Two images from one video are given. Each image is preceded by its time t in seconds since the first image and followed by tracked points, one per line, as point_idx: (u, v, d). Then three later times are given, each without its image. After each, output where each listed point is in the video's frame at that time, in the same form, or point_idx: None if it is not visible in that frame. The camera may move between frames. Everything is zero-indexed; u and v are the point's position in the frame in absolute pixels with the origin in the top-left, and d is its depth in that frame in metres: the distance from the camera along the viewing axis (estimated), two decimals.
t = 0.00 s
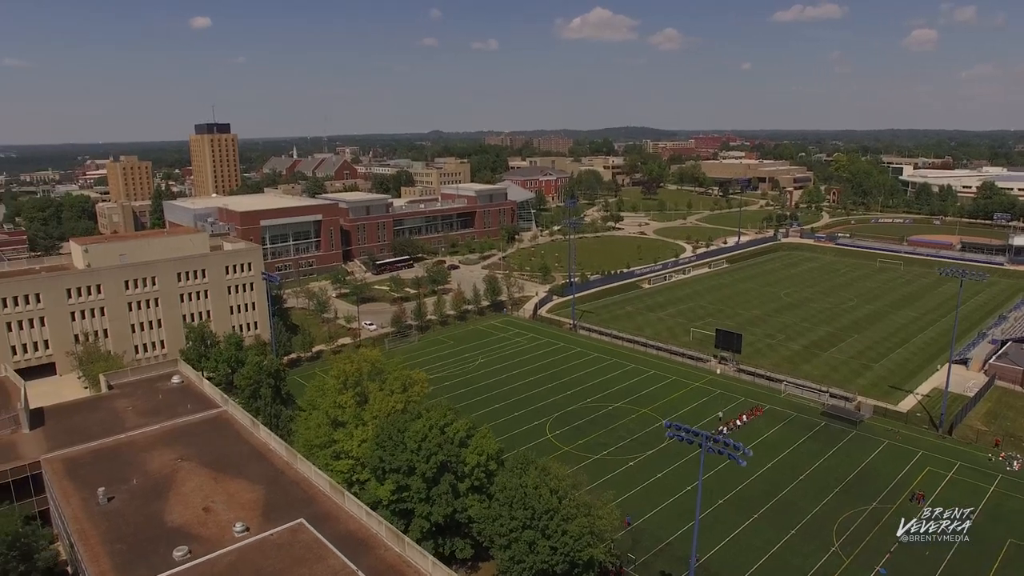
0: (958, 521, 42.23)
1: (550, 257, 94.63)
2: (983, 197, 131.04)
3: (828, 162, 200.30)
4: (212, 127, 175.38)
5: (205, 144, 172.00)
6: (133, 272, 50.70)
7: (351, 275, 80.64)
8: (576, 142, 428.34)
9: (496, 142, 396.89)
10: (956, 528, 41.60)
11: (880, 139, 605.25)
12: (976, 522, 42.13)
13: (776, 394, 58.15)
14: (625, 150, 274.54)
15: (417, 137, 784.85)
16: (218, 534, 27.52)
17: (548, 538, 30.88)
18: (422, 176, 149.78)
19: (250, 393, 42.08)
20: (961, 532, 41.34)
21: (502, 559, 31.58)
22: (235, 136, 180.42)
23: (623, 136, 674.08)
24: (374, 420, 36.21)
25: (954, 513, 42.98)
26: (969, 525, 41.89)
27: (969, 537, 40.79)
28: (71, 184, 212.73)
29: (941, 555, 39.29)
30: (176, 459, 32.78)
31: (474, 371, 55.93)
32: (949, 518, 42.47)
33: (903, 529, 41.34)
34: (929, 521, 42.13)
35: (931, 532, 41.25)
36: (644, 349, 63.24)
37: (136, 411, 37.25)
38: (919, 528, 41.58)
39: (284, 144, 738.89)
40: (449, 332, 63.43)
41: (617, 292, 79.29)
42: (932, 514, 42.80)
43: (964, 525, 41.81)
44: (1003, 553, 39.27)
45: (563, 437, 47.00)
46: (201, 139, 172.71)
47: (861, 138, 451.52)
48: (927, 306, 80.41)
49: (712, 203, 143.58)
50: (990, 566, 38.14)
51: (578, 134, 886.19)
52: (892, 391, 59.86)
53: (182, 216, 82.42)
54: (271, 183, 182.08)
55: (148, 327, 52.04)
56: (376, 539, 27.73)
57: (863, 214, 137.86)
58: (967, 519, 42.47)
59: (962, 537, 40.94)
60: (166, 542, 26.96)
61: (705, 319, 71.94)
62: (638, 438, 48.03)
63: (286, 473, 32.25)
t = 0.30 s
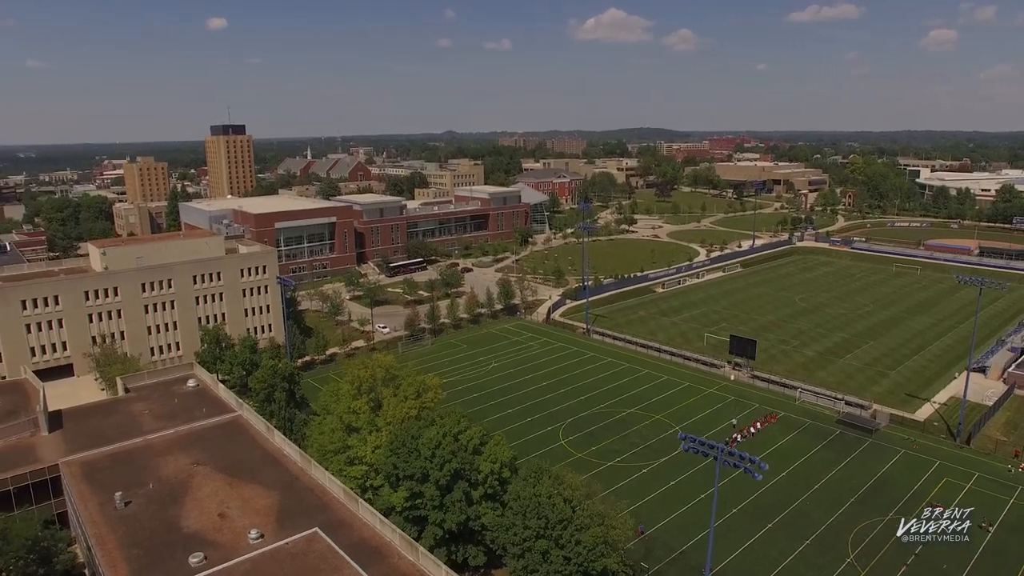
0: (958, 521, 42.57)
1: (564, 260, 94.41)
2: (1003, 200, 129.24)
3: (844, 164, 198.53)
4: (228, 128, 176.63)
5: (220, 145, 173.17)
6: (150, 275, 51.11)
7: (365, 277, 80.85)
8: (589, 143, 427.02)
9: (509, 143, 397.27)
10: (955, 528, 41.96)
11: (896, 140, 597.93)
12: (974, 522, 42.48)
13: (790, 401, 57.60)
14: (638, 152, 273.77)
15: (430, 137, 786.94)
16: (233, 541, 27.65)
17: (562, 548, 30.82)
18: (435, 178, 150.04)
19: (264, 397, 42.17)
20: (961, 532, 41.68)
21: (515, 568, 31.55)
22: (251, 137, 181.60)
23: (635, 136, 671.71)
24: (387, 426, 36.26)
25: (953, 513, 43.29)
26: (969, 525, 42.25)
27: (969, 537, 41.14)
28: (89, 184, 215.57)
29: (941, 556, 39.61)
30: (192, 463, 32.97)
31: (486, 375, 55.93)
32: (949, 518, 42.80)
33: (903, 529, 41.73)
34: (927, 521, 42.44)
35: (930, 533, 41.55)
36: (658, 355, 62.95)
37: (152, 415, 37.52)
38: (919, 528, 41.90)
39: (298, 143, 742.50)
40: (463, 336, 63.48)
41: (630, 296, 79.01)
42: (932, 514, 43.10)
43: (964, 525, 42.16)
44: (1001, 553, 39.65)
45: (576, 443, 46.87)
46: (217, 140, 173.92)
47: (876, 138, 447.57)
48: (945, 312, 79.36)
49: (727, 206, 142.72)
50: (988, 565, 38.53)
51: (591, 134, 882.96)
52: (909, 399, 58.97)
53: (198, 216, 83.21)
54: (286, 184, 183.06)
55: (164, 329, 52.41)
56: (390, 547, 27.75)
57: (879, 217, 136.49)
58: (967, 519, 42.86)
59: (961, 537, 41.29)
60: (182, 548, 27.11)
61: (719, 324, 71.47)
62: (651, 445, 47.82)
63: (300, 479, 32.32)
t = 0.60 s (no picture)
0: (958, 522, 42.77)
1: (579, 264, 94.07)
2: None
3: (861, 166, 196.41)
4: (244, 130, 177.68)
5: (237, 147, 174.19)
6: (168, 277, 51.59)
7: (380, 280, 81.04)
8: (603, 145, 425.48)
9: (523, 144, 397.09)
10: (955, 528, 42.14)
11: (914, 142, 591.67)
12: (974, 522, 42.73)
13: (807, 409, 56.93)
14: (653, 154, 272.49)
15: (444, 137, 788.44)
16: (250, 547, 27.79)
17: (577, 558, 30.75)
18: (450, 179, 150.21)
19: (280, 400, 42.33)
20: (961, 532, 41.88)
21: None
22: (267, 138, 182.68)
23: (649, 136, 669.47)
24: (403, 432, 36.30)
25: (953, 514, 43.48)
26: (968, 524, 42.49)
27: (969, 537, 41.34)
28: (109, 185, 218.01)
29: (941, 556, 39.76)
30: (209, 468, 33.18)
31: (501, 379, 55.90)
32: (949, 519, 43.00)
33: (904, 529, 41.85)
34: (927, 521, 42.64)
35: (931, 533, 41.72)
36: (673, 361, 62.62)
37: (170, 418, 37.77)
38: (919, 528, 42.04)
39: (313, 143, 746.50)
40: (477, 339, 63.50)
41: (645, 300, 78.65)
42: (931, 515, 43.35)
43: (964, 526, 42.34)
44: (1001, 553, 39.83)
45: (590, 450, 46.71)
46: (234, 142, 174.96)
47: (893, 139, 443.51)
48: (964, 318, 78.18)
49: (742, 209, 141.65)
50: (988, 565, 38.73)
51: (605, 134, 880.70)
52: (928, 408, 57.94)
53: (215, 219, 83.89)
54: (301, 186, 183.99)
55: (181, 332, 52.82)
56: (405, 556, 27.76)
57: (896, 221, 134.93)
58: (967, 519, 43.07)
59: (962, 537, 41.49)
60: (200, 554, 27.26)
61: (735, 330, 70.93)
62: (666, 452, 47.54)
63: (315, 486, 32.43)
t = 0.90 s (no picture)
0: (958, 522, 42.76)
1: (595, 267, 93.77)
2: None
3: (881, 169, 194.08)
4: (262, 131, 179.09)
5: (255, 148, 175.59)
6: (187, 280, 51.99)
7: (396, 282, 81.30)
8: (619, 146, 424.27)
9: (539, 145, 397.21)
10: (955, 529, 42.07)
11: (934, 143, 583.67)
12: (974, 522, 42.72)
13: (825, 417, 56.02)
14: (670, 156, 271.34)
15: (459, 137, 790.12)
16: (268, 554, 27.87)
17: (593, 569, 30.68)
18: (466, 181, 150.40)
19: (297, 404, 42.52)
20: (961, 532, 41.87)
21: None
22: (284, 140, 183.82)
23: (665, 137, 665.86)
24: (419, 439, 36.36)
25: (953, 514, 43.48)
26: (968, 524, 42.50)
27: (969, 537, 41.30)
28: (130, 184, 221.25)
29: (939, 556, 39.73)
30: (227, 473, 33.38)
31: (517, 384, 55.84)
32: (948, 517, 43.08)
33: (904, 529, 41.88)
34: (928, 521, 42.68)
35: (931, 532, 41.78)
36: (691, 366, 62.29)
37: (189, 422, 38.08)
38: (920, 528, 42.09)
39: (329, 143, 750.55)
40: (493, 343, 63.53)
41: (662, 304, 78.28)
42: (932, 515, 43.40)
43: (964, 526, 42.34)
44: (1015, 564, 38.71)
45: (606, 457, 46.53)
46: (252, 143, 176.26)
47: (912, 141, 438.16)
48: (986, 325, 76.80)
49: (760, 212, 140.50)
50: (989, 565, 38.68)
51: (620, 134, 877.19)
52: (948, 417, 56.59)
53: (233, 220, 84.54)
54: (318, 187, 185.08)
55: (200, 334, 53.27)
56: (423, 565, 27.70)
57: (917, 225, 133.21)
58: (967, 519, 43.01)
59: (962, 537, 41.47)
60: (219, 559, 27.44)
61: (752, 335, 70.35)
62: (683, 459, 47.20)
63: (332, 492, 32.53)
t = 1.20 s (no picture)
0: (958, 521, 42.73)
1: (612, 271, 93.43)
2: None
3: (901, 171, 191.66)
4: (281, 133, 180.57)
5: (274, 149, 176.96)
6: (206, 283, 52.40)
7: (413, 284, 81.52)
8: (636, 147, 423.15)
9: (555, 147, 397.22)
10: (955, 529, 42.06)
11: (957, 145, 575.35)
12: (974, 522, 42.72)
13: (844, 425, 54.96)
14: (687, 157, 269.99)
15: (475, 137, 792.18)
16: (286, 560, 27.96)
17: None
18: (483, 183, 150.60)
19: (315, 408, 42.69)
20: (961, 532, 41.78)
21: None
22: (303, 141, 184.89)
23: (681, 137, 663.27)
24: (437, 445, 36.42)
25: (953, 514, 43.46)
26: (968, 525, 42.42)
27: (968, 536, 41.29)
28: (152, 185, 224.29)
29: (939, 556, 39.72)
30: (246, 478, 33.59)
31: (533, 389, 55.80)
32: (949, 517, 43.02)
33: (904, 530, 41.97)
34: (928, 521, 42.69)
35: (930, 533, 41.79)
36: (708, 372, 61.90)
37: (208, 426, 38.36)
38: (919, 528, 42.12)
39: (346, 144, 756.04)
40: (509, 347, 63.52)
41: (679, 309, 77.87)
42: (932, 515, 43.43)
43: (964, 525, 42.32)
44: None
45: (623, 464, 46.34)
46: (270, 145, 177.56)
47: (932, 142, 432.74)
48: (1010, 333, 75.23)
49: (778, 215, 139.32)
50: (987, 566, 38.62)
51: (636, 135, 873.54)
52: (971, 427, 55.05)
53: (252, 222, 85.20)
54: (335, 188, 186.22)
55: (219, 336, 53.67)
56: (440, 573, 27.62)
57: (938, 229, 131.31)
58: (967, 519, 43.03)
59: (962, 537, 41.39)
60: (238, 564, 27.58)
61: (770, 341, 69.72)
62: (700, 467, 46.84)
63: (350, 499, 32.62)
